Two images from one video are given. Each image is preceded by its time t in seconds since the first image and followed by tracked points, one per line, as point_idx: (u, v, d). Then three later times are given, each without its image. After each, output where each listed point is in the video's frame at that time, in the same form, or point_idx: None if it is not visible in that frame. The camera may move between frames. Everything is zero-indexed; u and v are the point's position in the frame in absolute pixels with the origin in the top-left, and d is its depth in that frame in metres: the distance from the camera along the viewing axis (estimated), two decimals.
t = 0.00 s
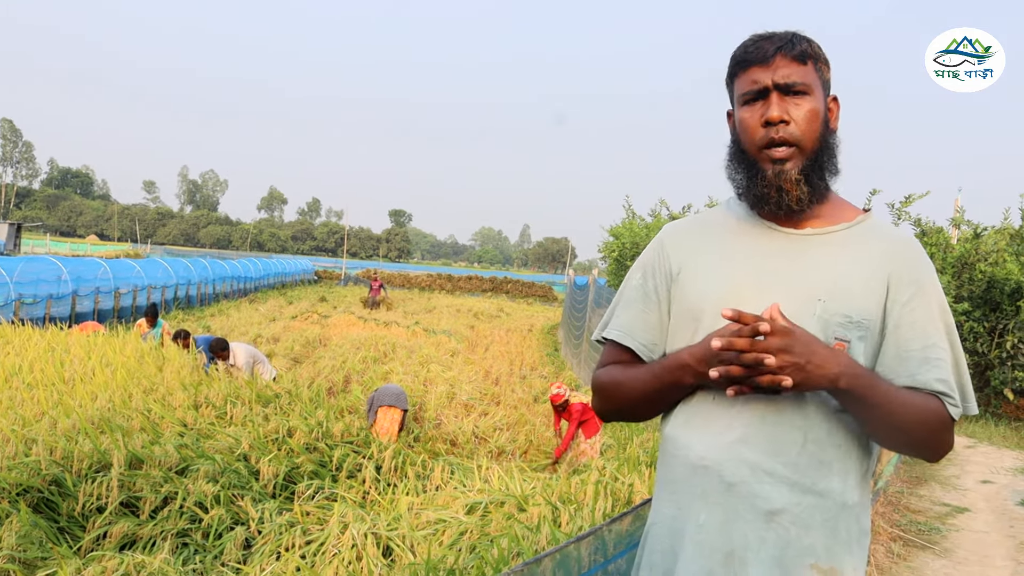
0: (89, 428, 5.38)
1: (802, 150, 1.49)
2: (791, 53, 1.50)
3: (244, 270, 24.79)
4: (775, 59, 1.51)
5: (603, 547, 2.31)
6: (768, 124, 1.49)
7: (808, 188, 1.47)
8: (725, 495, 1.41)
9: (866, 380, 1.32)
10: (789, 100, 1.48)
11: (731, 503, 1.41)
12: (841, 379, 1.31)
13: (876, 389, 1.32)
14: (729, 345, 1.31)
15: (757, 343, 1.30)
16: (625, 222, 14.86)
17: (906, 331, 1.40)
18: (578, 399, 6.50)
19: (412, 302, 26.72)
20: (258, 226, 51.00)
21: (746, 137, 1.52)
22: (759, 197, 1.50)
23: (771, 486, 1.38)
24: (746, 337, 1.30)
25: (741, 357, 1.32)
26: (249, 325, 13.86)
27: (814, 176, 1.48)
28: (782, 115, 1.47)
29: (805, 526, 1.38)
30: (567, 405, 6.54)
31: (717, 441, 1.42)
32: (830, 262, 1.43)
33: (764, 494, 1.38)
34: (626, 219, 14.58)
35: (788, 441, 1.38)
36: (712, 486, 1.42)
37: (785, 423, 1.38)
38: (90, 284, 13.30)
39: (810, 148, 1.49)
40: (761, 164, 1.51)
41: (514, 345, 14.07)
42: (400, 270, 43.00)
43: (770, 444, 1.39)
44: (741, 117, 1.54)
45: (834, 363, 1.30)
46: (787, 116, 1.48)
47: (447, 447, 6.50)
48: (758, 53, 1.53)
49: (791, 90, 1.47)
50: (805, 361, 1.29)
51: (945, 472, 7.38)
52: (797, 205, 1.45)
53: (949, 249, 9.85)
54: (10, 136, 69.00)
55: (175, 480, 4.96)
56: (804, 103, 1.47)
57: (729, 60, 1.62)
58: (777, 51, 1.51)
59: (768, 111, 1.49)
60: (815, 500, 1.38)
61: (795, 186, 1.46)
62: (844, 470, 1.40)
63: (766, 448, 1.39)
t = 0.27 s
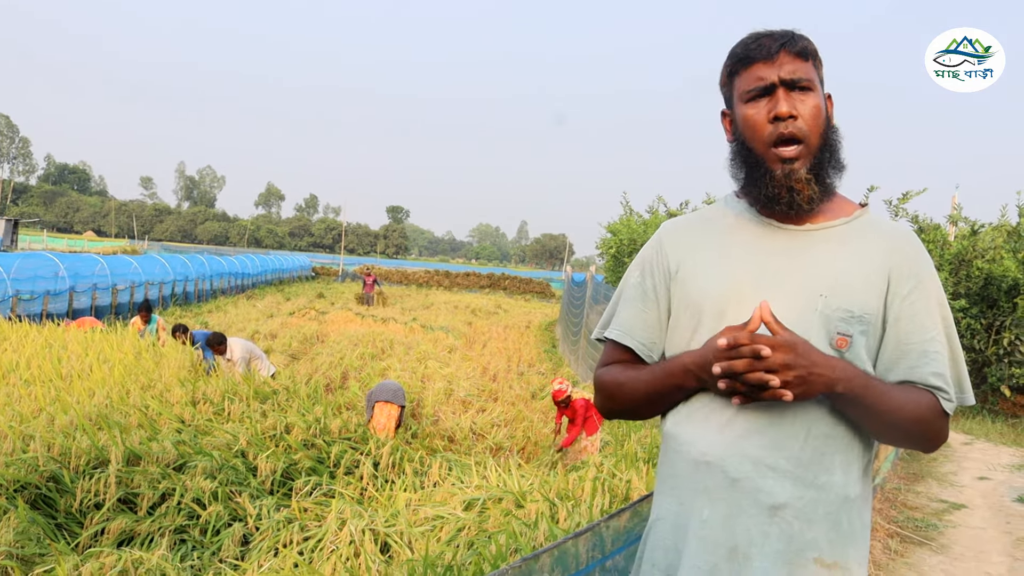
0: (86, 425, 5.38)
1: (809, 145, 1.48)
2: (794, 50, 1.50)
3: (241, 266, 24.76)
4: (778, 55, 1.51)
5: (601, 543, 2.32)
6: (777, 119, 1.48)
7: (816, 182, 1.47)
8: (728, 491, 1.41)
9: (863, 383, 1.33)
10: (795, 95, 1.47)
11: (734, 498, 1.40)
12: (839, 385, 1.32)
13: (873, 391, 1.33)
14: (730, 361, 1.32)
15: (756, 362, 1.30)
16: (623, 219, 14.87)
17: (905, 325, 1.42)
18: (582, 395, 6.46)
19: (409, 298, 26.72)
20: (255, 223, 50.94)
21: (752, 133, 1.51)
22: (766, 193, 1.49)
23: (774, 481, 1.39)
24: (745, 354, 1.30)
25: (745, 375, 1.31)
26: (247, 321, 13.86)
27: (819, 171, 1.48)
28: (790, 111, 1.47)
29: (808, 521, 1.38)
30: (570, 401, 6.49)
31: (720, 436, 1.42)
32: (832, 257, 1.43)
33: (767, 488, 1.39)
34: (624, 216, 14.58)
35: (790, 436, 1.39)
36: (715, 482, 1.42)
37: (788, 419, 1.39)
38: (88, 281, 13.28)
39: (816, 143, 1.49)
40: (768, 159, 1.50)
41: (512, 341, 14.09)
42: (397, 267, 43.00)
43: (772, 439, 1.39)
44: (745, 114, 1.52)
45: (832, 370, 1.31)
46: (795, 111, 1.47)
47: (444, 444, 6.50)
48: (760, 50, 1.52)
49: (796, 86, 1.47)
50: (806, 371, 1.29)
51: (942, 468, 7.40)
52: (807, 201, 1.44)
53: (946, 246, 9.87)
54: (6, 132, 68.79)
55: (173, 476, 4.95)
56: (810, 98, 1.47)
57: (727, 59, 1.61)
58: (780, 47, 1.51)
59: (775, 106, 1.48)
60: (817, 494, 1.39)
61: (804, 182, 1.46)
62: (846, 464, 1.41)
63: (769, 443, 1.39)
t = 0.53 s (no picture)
0: (83, 418, 5.37)
1: (815, 134, 1.48)
2: (799, 41, 1.50)
3: (239, 260, 24.73)
4: (785, 45, 1.50)
5: (598, 538, 2.33)
6: (787, 108, 1.46)
7: (822, 173, 1.47)
8: (737, 490, 1.39)
9: (869, 380, 1.35)
10: (802, 84, 1.47)
11: (743, 497, 1.39)
12: (847, 382, 1.33)
13: (878, 388, 1.36)
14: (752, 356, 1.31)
15: (778, 357, 1.28)
16: (621, 213, 14.86)
17: (904, 320, 1.44)
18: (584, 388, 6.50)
19: (407, 292, 26.72)
20: (253, 216, 50.85)
21: (759, 122, 1.48)
22: (775, 184, 1.47)
23: (783, 480, 1.38)
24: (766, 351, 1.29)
25: (767, 370, 1.30)
26: (245, 315, 13.86)
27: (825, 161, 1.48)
28: (800, 99, 1.46)
29: (814, 518, 1.39)
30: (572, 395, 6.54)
31: (728, 435, 1.40)
32: (835, 252, 1.43)
33: (776, 487, 1.38)
34: (622, 211, 14.58)
35: (798, 434, 1.39)
36: (723, 482, 1.41)
37: (795, 417, 1.39)
38: (85, 274, 13.25)
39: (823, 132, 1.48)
40: (775, 149, 1.48)
41: (509, 335, 14.10)
42: (395, 260, 42.97)
43: (781, 438, 1.38)
44: (751, 102, 1.50)
45: (843, 366, 1.32)
46: (803, 100, 1.46)
47: (442, 438, 6.51)
48: (766, 39, 1.51)
49: (803, 75, 1.47)
50: (822, 366, 1.30)
51: (939, 463, 7.43)
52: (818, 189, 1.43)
53: (944, 241, 9.89)
54: (2, 125, 68.54)
55: (171, 469, 4.96)
56: (816, 89, 1.47)
57: (727, 50, 1.59)
58: (786, 38, 1.50)
59: (784, 95, 1.46)
60: (823, 490, 1.40)
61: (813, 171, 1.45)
62: (847, 460, 1.43)
63: (777, 441, 1.38)
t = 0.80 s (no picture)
0: (79, 412, 5.37)
1: (816, 132, 1.48)
2: (791, 42, 1.50)
3: (236, 255, 24.69)
4: (778, 46, 1.50)
5: (594, 534, 2.34)
6: (786, 109, 1.46)
7: (824, 171, 1.47)
8: (739, 489, 1.40)
9: (874, 381, 1.36)
10: (798, 85, 1.47)
11: (745, 496, 1.40)
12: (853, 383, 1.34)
13: (882, 387, 1.37)
14: (758, 356, 1.31)
15: (787, 358, 1.29)
16: (618, 211, 14.86)
17: (903, 320, 1.45)
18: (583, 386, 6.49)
19: (403, 288, 26.71)
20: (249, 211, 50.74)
21: (757, 125, 1.48)
22: (777, 185, 1.47)
23: (785, 479, 1.39)
24: (774, 351, 1.30)
25: (774, 370, 1.31)
26: (241, 310, 13.84)
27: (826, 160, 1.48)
28: (798, 100, 1.46)
29: (815, 516, 1.40)
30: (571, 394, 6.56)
31: (730, 434, 1.40)
32: (836, 252, 1.43)
33: (778, 486, 1.39)
34: (619, 209, 14.58)
35: (799, 433, 1.40)
36: (725, 481, 1.41)
37: (797, 417, 1.40)
38: (81, 268, 13.20)
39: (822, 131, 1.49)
40: (775, 150, 1.48)
41: (506, 332, 14.11)
42: (392, 257, 42.92)
43: (783, 437, 1.39)
44: (748, 105, 1.50)
45: (849, 367, 1.33)
46: (800, 101, 1.47)
47: (438, 434, 6.52)
48: (758, 42, 1.51)
49: (799, 76, 1.47)
50: (829, 366, 1.31)
51: (933, 463, 7.47)
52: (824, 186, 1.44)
53: (940, 241, 9.92)
54: None
55: (166, 464, 4.96)
56: (812, 88, 1.48)
57: (717, 54, 1.59)
58: (779, 39, 1.51)
59: (781, 97, 1.46)
60: (823, 489, 1.41)
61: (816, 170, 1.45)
62: (846, 459, 1.44)
63: (779, 441, 1.39)
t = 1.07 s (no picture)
0: (74, 410, 5.36)
1: (801, 128, 1.49)
2: (778, 37, 1.51)
3: (231, 253, 24.64)
4: (764, 41, 1.51)
5: (589, 531, 2.35)
6: (772, 104, 1.47)
7: (811, 166, 1.48)
8: (732, 485, 1.41)
9: (864, 373, 1.37)
10: (784, 80, 1.49)
11: (738, 491, 1.41)
12: (844, 378, 1.35)
13: (872, 381, 1.38)
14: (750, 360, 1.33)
15: (777, 360, 1.30)
16: (614, 208, 14.87)
17: (893, 314, 1.46)
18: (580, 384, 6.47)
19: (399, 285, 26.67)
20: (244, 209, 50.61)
21: (744, 120, 1.50)
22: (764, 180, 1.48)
23: (777, 473, 1.40)
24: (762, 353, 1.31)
25: (767, 373, 1.32)
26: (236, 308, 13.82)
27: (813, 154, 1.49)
28: (784, 95, 1.47)
29: (809, 511, 1.41)
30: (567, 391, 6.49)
31: (722, 431, 1.42)
32: (825, 246, 1.45)
33: (771, 481, 1.40)
34: (615, 206, 14.59)
35: (791, 428, 1.41)
36: (716, 476, 1.42)
37: (789, 411, 1.41)
38: (76, 266, 13.16)
39: (807, 125, 1.50)
40: (762, 145, 1.49)
41: (501, 330, 14.11)
42: (388, 254, 42.87)
43: (775, 432, 1.40)
44: (736, 100, 1.51)
45: (839, 364, 1.34)
46: (787, 96, 1.48)
47: (434, 432, 6.53)
48: (745, 37, 1.52)
49: (785, 71, 1.48)
50: (820, 364, 1.32)
51: (928, 460, 7.51)
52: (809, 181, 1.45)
53: (935, 238, 9.96)
54: None
55: (161, 462, 4.96)
56: (798, 83, 1.49)
57: (705, 48, 1.60)
58: (765, 34, 1.52)
59: (768, 92, 1.47)
60: (817, 484, 1.42)
61: (802, 164, 1.46)
62: (840, 454, 1.45)
63: (771, 436, 1.41)
